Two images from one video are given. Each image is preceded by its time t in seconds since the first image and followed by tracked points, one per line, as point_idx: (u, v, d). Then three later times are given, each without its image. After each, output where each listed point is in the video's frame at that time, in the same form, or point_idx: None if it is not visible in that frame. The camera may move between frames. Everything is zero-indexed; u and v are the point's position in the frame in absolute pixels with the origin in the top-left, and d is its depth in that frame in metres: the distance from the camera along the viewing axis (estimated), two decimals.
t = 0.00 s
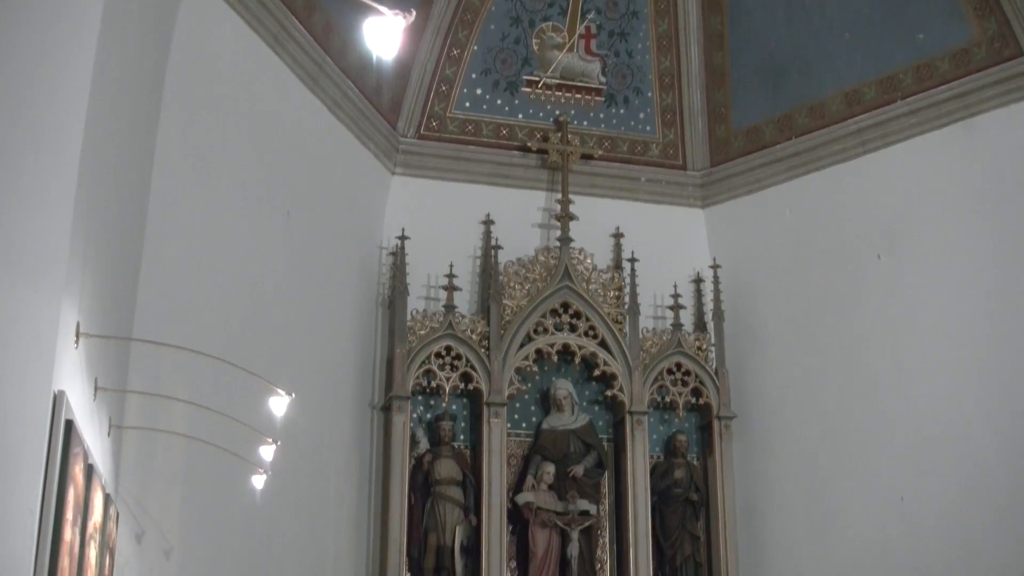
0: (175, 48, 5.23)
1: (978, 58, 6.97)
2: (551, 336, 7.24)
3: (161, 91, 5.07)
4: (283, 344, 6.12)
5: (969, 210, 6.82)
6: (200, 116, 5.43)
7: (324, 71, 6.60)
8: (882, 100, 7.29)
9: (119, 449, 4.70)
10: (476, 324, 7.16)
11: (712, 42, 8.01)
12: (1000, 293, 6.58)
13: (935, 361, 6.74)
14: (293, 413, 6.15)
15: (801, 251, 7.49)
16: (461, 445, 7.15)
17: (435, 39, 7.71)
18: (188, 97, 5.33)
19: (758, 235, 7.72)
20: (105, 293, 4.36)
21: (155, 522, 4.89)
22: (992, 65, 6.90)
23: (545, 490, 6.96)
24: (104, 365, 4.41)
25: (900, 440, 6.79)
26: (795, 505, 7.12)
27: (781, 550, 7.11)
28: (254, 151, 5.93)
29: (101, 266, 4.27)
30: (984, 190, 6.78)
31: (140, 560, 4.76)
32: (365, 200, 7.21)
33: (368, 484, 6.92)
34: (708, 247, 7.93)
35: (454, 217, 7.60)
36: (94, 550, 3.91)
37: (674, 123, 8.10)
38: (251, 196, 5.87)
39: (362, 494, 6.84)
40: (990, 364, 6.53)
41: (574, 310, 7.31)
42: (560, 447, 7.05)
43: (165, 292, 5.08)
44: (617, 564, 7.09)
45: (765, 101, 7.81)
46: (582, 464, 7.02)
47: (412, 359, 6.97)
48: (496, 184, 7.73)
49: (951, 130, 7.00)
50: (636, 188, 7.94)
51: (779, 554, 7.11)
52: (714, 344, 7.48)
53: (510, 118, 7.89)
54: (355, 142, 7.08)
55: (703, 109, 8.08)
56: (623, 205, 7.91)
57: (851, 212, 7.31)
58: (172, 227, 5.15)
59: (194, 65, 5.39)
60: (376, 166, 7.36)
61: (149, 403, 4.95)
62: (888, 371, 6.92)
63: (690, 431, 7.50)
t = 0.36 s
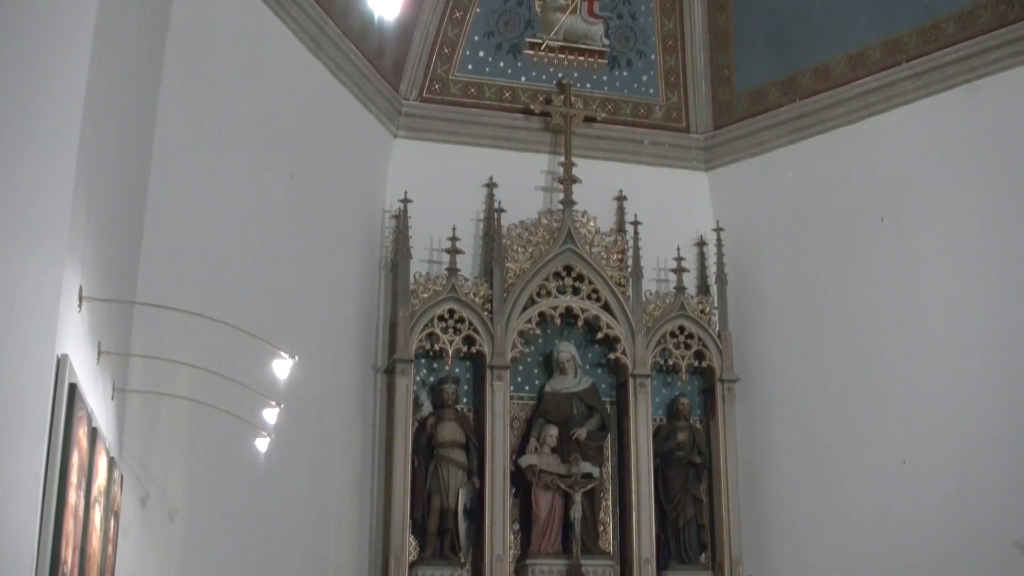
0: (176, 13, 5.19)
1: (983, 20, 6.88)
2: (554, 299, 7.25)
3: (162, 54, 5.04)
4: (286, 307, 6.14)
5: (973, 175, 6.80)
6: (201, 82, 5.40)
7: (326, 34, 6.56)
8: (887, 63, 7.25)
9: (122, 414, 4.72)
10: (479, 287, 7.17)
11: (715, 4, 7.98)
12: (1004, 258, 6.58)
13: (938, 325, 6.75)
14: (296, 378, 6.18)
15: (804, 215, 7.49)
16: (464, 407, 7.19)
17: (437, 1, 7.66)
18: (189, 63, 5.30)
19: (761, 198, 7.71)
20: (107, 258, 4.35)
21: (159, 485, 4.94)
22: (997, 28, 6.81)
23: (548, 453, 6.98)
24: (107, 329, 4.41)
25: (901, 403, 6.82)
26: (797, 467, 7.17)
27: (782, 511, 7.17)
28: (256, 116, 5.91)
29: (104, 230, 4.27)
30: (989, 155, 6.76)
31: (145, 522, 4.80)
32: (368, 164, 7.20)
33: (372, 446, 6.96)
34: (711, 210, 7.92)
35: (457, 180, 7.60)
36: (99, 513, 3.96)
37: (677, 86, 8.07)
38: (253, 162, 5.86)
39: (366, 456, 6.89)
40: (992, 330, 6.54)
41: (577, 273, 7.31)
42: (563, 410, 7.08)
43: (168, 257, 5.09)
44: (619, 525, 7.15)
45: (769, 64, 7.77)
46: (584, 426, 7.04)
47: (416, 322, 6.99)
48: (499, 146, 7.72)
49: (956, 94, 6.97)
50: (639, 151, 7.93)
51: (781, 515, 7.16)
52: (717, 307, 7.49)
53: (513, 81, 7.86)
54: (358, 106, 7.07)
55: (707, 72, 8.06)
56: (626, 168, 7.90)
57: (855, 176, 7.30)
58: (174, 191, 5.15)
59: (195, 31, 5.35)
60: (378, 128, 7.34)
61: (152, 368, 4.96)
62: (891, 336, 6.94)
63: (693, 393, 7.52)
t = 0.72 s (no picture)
0: None
1: None
2: (556, 263, 7.26)
3: (162, 19, 5.02)
4: (287, 271, 6.15)
5: (976, 139, 6.78)
6: (201, 47, 5.38)
7: None
8: (889, 26, 7.21)
9: (125, 377, 4.73)
10: (481, 251, 7.18)
11: None
12: (1005, 223, 6.58)
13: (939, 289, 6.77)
14: (298, 342, 6.20)
15: (805, 179, 7.48)
16: (466, 371, 7.22)
17: None
18: (189, 28, 5.28)
19: (763, 162, 7.70)
20: (108, 223, 4.35)
21: (161, 449, 4.97)
22: None
23: (550, 416, 7.01)
24: (109, 292, 4.41)
25: (902, 366, 6.85)
26: (797, 430, 7.21)
27: (782, 474, 7.21)
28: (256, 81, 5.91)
29: (105, 195, 4.26)
30: (991, 119, 6.74)
31: (148, 484, 4.84)
32: (369, 128, 7.19)
33: (375, 409, 7.00)
34: (713, 174, 7.92)
35: (459, 144, 7.58)
36: (102, 476, 4.00)
37: (679, 50, 8.05)
38: (254, 127, 5.86)
39: (367, 419, 6.93)
40: (992, 295, 6.55)
41: (578, 236, 7.32)
42: (564, 373, 7.10)
43: (169, 220, 5.09)
44: (621, 488, 7.21)
45: (771, 27, 7.75)
46: (586, 389, 7.06)
47: (417, 286, 7.00)
48: (500, 110, 7.70)
49: (959, 58, 6.94)
50: (641, 114, 7.90)
51: (782, 478, 7.20)
52: (719, 270, 7.50)
53: (514, 44, 7.83)
54: (358, 70, 7.04)
55: (709, 35, 8.04)
56: (628, 131, 7.88)
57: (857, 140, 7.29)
58: (174, 156, 5.14)
59: None
60: (379, 92, 7.32)
61: (154, 332, 4.97)
62: (892, 300, 6.95)
63: (694, 356, 7.55)
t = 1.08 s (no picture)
0: None
1: None
2: (557, 230, 7.26)
3: None
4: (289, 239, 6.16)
5: (979, 107, 6.77)
6: (200, 17, 5.35)
7: None
8: None
9: (126, 346, 4.75)
10: (483, 218, 7.17)
11: None
12: (1007, 191, 6.57)
13: (940, 257, 6.78)
14: (298, 311, 6.22)
15: (807, 147, 7.46)
16: (467, 337, 7.25)
17: None
18: None
19: (765, 128, 7.68)
20: (109, 194, 4.35)
21: (164, 417, 5.01)
22: None
23: (551, 383, 7.04)
24: (111, 263, 4.42)
25: (904, 333, 6.86)
26: (797, 397, 7.23)
27: (781, 441, 7.25)
28: (257, 50, 5.88)
29: (106, 166, 4.25)
30: (994, 87, 6.72)
31: (151, 453, 4.87)
32: (369, 95, 7.16)
33: (377, 376, 7.04)
34: (715, 140, 7.90)
35: (460, 111, 7.56)
36: (104, 443, 4.03)
37: (681, 16, 8.02)
38: (254, 96, 5.84)
39: (370, 386, 6.96)
40: (993, 263, 6.57)
41: (580, 203, 7.31)
42: (565, 340, 7.12)
43: (169, 189, 5.09)
44: (623, 454, 7.27)
45: None
46: (587, 356, 7.08)
47: (419, 253, 7.00)
48: (501, 76, 7.66)
49: (962, 25, 6.90)
50: (644, 80, 7.86)
51: (781, 444, 7.24)
52: (721, 237, 7.50)
53: (515, 10, 7.77)
54: (359, 37, 7.00)
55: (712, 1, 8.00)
56: (630, 97, 7.85)
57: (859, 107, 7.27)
58: (174, 128, 5.13)
59: None
60: (379, 59, 7.27)
61: (156, 301, 4.99)
62: (893, 268, 6.96)
63: (695, 323, 7.58)
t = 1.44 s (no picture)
0: None
1: None
2: (560, 194, 7.24)
3: None
4: (291, 204, 6.16)
5: (983, 71, 6.77)
6: None
7: None
8: None
9: (128, 308, 4.76)
10: (485, 182, 7.15)
11: None
12: (1010, 154, 6.58)
13: (943, 221, 6.79)
14: (300, 274, 6.22)
15: (810, 111, 7.43)
16: (470, 301, 7.26)
17: None
18: None
19: (768, 93, 7.65)
20: (110, 154, 4.34)
21: (166, 380, 5.02)
22: None
23: (553, 347, 7.06)
24: (113, 223, 4.41)
25: (906, 297, 6.88)
26: (798, 362, 7.24)
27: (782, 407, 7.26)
28: (259, 14, 5.87)
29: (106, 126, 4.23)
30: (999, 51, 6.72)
31: (153, 414, 4.89)
32: (371, 58, 7.12)
33: (379, 341, 7.05)
34: (718, 104, 7.86)
35: (463, 74, 7.53)
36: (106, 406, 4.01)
37: None
38: (256, 60, 5.83)
39: (372, 350, 6.98)
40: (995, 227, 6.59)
41: (582, 166, 7.29)
42: (568, 304, 7.12)
43: (171, 153, 5.09)
44: (624, 418, 7.30)
45: None
46: (589, 320, 7.09)
47: (421, 216, 6.99)
48: (504, 39, 7.63)
49: None
50: (647, 43, 7.82)
51: (782, 410, 7.25)
52: (723, 202, 7.48)
53: None
54: None
55: None
56: (633, 61, 7.81)
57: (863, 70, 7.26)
58: (175, 90, 5.12)
59: None
60: (381, 22, 7.23)
61: (157, 264, 5.00)
62: (895, 232, 6.97)
63: (697, 288, 7.58)
